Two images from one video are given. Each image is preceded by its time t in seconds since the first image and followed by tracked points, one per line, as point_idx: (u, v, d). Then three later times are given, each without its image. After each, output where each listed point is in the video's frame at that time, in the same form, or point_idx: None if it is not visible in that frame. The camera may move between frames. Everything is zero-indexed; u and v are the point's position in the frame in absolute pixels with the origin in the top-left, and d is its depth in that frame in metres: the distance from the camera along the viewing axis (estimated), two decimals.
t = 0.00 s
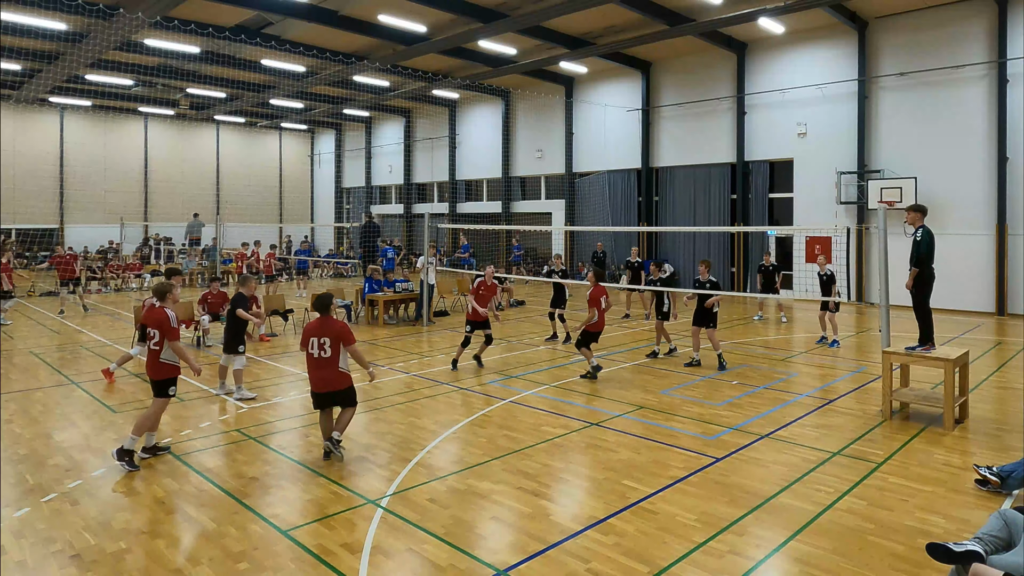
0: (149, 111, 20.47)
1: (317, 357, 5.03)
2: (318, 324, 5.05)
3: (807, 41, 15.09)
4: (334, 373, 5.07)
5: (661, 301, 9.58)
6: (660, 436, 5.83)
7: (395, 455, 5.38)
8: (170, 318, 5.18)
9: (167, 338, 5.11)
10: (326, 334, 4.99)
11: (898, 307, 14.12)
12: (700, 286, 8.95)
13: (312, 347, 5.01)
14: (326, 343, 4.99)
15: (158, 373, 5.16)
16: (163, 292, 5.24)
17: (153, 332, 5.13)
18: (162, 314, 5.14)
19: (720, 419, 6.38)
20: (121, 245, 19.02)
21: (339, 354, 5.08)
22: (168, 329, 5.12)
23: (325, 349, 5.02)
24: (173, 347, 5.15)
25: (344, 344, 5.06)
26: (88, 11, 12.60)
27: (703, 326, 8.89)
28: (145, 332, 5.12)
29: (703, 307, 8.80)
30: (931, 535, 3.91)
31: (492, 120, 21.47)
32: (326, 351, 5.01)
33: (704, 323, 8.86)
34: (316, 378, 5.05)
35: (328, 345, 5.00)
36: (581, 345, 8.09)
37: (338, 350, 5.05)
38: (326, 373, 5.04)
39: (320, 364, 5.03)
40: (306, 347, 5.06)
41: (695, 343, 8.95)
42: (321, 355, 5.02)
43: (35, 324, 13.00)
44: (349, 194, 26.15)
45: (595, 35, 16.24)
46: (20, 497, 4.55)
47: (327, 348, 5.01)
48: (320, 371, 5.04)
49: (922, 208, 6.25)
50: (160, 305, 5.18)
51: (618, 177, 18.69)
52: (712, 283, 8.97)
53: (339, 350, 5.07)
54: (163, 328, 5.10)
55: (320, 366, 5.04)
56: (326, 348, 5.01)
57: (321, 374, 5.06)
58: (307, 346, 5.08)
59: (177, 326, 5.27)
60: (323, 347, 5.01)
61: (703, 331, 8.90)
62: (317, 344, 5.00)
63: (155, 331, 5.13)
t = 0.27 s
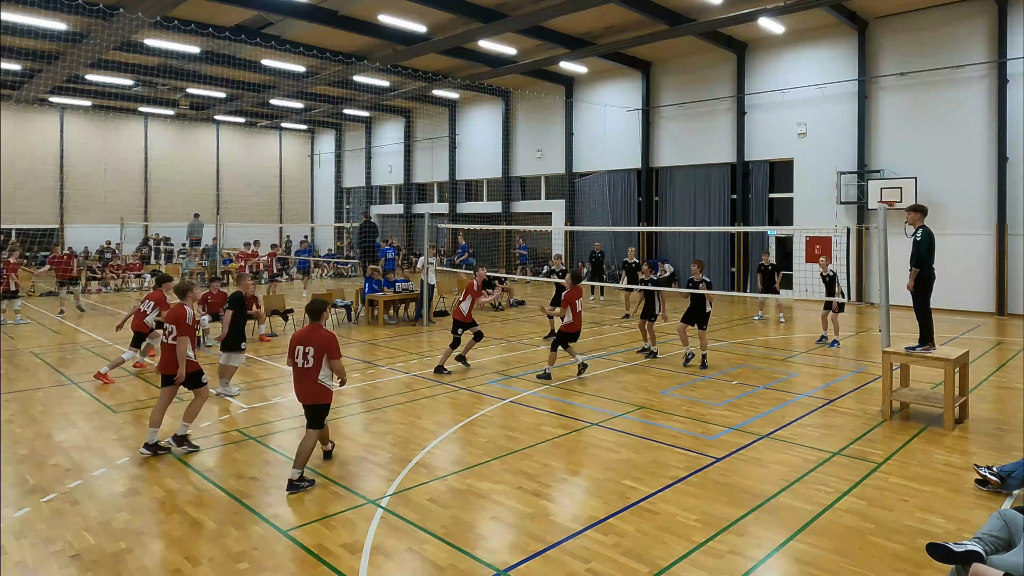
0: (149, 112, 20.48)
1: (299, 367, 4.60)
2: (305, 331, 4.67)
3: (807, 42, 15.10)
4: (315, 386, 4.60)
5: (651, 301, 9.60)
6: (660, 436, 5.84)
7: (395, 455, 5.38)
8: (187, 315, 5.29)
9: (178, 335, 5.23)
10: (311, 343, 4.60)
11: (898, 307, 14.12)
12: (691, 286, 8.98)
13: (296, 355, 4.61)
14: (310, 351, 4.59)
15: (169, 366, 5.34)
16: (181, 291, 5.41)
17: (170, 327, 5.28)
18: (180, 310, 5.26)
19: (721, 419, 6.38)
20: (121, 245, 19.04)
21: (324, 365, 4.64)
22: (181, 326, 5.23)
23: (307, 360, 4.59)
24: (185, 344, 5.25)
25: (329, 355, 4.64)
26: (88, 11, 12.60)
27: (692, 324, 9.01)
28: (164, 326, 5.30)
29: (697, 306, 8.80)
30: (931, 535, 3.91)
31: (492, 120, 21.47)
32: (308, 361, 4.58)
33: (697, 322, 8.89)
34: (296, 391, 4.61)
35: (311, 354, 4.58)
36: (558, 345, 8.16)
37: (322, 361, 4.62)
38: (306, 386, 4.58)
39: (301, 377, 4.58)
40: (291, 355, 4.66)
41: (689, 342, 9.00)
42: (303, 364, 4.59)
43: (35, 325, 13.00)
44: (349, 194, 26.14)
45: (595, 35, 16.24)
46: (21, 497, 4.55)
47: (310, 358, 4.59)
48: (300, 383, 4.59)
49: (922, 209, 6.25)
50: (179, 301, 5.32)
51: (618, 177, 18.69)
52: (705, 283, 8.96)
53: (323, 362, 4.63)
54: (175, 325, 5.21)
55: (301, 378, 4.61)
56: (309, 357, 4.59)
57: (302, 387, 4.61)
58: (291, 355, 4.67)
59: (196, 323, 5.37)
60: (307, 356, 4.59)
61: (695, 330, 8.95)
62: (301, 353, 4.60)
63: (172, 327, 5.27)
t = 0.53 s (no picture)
0: (149, 112, 20.48)
1: (283, 364, 4.50)
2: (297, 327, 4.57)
3: (807, 42, 15.10)
4: (297, 386, 4.47)
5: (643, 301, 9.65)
6: (660, 436, 5.83)
7: (395, 455, 5.38)
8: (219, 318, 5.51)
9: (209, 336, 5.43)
10: (296, 340, 4.48)
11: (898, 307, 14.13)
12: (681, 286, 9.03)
13: (282, 352, 4.52)
14: (296, 349, 4.47)
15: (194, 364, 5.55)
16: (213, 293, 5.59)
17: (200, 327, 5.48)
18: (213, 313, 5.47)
19: (720, 419, 6.38)
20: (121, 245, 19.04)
21: (308, 365, 4.48)
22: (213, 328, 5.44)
23: (292, 356, 4.49)
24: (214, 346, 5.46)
25: (313, 356, 4.47)
26: (88, 11, 12.59)
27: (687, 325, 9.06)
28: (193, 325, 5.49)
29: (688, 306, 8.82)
30: (931, 535, 3.91)
31: (492, 120, 21.48)
32: (292, 358, 4.48)
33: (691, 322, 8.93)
34: (279, 387, 4.51)
35: (295, 352, 4.47)
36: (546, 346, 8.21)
37: (305, 361, 4.47)
38: (288, 383, 4.47)
39: (285, 372, 4.49)
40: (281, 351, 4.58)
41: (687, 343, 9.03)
42: (288, 361, 4.49)
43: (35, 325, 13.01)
44: (349, 194, 26.14)
45: (595, 35, 16.24)
46: (20, 496, 4.55)
47: (294, 355, 4.47)
48: (283, 379, 4.50)
49: (922, 208, 6.24)
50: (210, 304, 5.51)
51: (619, 177, 18.70)
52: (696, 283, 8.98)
53: (307, 361, 4.48)
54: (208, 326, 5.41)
55: (285, 376, 4.50)
56: (294, 355, 4.48)
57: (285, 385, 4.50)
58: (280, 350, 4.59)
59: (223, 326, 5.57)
60: (292, 353, 4.49)
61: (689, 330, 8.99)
62: (287, 349, 4.50)
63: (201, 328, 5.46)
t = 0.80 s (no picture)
0: (149, 112, 20.49)
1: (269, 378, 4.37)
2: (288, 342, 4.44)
3: (807, 42, 15.10)
4: (277, 402, 4.32)
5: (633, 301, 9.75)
6: (660, 436, 5.83)
7: (395, 455, 5.38)
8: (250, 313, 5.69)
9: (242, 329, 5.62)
10: (280, 355, 4.33)
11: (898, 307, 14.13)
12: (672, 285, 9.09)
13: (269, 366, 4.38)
14: (280, 365, 4.32)
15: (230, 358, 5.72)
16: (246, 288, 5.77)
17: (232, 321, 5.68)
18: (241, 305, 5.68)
19: (720, 419, 6.38)
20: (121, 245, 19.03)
21: (290, 382, 4.33)
22: (245, 321, 5.63)
23: (276, 372, 4.34)
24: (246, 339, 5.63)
25: (296, 372, 4.31)
26: (88, 11, 12.60)
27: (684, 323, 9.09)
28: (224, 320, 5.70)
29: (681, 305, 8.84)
30: (931, 535, 3.91)
31: (492, 119, 21.48)
32: (276, 374, 4.33)
33: (684, 321, 8.95)
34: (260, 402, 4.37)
35: (279, 367, 4.31)
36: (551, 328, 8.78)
37: (289, 377, 4.31)
38: (270, 399, 4.32)
39: (267, 388, 4.34)
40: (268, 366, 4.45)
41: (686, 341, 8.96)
42: (272, 377, 4.34)
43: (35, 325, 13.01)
44: (349, 194, 26.13)
45: (595, 35, 16.26)
46: (21, 497, 4.55)
47: (277, 371, 4.32)
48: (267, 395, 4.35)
49: (921, 208, 6.24)
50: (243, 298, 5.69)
51: (619, 177, 18.70)
52: (688, 282, 9.03)
53: (290, 378, 4.32)
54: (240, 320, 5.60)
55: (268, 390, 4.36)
56: (278, 371, 4.33)
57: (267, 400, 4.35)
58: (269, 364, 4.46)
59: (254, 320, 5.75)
60: (276, 369, 4.34)
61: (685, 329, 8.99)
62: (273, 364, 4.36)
63: (234, 321, 5.66)
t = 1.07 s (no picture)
0: (150, 112, 20.50)
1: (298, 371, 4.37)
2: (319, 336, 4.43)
3: (807, 42, 15.11)
4: (300, 395, 4.29)
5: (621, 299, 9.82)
6: (660, 436, 5.83)
7: (395, 455, 5.38)
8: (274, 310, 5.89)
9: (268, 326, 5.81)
10: (309, 347, 4.32)
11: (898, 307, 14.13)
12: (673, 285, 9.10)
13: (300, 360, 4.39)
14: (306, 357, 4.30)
15: (257, 355, 5.91)
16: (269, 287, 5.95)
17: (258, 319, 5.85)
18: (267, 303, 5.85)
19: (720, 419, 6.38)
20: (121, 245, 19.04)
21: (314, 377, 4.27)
22: (270, 318, 5.83)
23: (303, 365, 4.33)
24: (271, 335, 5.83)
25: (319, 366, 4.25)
26: (88, 11, 12.62)
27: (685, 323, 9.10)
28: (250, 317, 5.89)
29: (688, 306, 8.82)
30: (931, 535, 3.91)
31: (492, 119, 21.48)
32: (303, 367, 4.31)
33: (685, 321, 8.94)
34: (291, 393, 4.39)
35: (305, 360, 4.29)
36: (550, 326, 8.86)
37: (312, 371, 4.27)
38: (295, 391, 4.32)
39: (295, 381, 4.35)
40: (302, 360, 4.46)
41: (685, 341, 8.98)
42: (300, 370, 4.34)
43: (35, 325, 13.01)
44: (349, 194, 26.13)
45: (595, 35, 16.26)
46: (21, 497, 4.55)
47: (304, 363, 4.30)
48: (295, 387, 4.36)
49: (921, 208, 6.23)
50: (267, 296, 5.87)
51: (618, 177, 18.71)
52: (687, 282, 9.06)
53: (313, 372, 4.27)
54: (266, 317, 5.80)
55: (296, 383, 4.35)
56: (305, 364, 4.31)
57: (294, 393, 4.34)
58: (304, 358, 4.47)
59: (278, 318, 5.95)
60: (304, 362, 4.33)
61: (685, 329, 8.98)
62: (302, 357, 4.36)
63: (260, 318, 5.84)
